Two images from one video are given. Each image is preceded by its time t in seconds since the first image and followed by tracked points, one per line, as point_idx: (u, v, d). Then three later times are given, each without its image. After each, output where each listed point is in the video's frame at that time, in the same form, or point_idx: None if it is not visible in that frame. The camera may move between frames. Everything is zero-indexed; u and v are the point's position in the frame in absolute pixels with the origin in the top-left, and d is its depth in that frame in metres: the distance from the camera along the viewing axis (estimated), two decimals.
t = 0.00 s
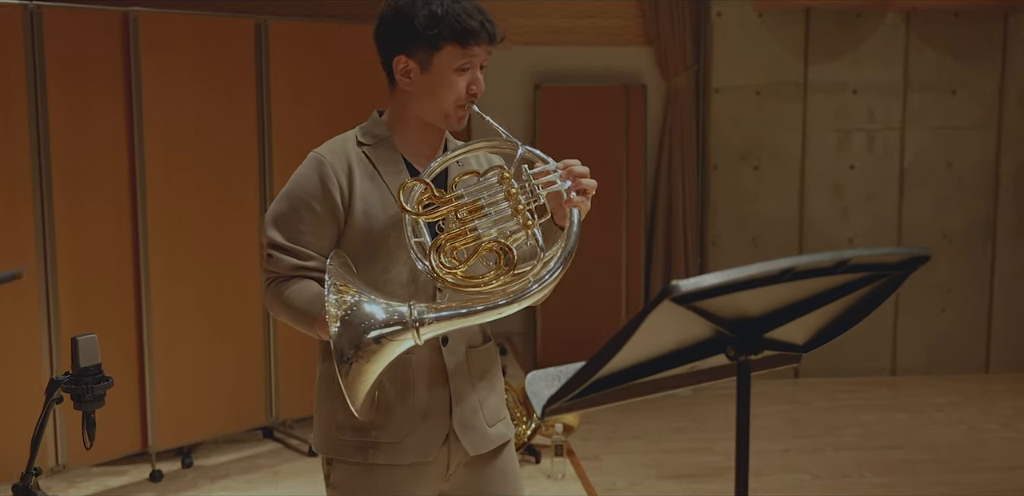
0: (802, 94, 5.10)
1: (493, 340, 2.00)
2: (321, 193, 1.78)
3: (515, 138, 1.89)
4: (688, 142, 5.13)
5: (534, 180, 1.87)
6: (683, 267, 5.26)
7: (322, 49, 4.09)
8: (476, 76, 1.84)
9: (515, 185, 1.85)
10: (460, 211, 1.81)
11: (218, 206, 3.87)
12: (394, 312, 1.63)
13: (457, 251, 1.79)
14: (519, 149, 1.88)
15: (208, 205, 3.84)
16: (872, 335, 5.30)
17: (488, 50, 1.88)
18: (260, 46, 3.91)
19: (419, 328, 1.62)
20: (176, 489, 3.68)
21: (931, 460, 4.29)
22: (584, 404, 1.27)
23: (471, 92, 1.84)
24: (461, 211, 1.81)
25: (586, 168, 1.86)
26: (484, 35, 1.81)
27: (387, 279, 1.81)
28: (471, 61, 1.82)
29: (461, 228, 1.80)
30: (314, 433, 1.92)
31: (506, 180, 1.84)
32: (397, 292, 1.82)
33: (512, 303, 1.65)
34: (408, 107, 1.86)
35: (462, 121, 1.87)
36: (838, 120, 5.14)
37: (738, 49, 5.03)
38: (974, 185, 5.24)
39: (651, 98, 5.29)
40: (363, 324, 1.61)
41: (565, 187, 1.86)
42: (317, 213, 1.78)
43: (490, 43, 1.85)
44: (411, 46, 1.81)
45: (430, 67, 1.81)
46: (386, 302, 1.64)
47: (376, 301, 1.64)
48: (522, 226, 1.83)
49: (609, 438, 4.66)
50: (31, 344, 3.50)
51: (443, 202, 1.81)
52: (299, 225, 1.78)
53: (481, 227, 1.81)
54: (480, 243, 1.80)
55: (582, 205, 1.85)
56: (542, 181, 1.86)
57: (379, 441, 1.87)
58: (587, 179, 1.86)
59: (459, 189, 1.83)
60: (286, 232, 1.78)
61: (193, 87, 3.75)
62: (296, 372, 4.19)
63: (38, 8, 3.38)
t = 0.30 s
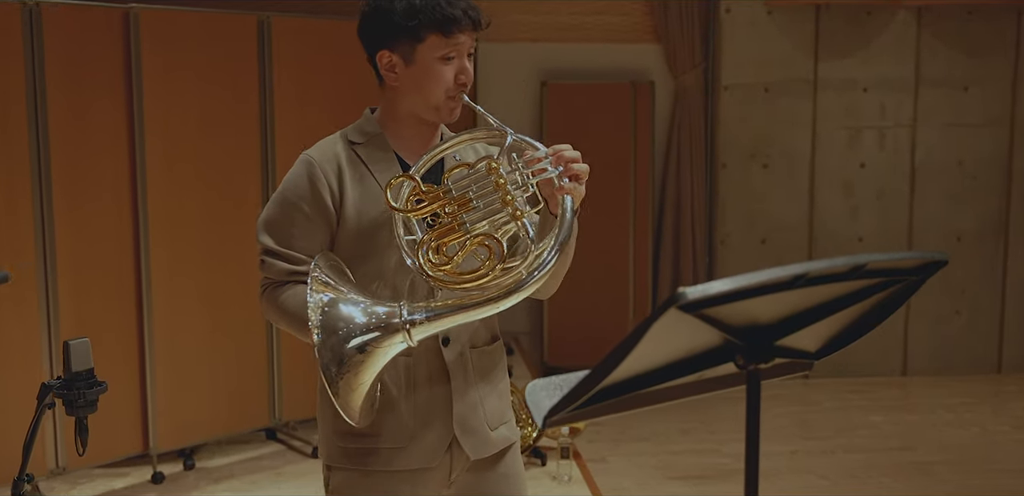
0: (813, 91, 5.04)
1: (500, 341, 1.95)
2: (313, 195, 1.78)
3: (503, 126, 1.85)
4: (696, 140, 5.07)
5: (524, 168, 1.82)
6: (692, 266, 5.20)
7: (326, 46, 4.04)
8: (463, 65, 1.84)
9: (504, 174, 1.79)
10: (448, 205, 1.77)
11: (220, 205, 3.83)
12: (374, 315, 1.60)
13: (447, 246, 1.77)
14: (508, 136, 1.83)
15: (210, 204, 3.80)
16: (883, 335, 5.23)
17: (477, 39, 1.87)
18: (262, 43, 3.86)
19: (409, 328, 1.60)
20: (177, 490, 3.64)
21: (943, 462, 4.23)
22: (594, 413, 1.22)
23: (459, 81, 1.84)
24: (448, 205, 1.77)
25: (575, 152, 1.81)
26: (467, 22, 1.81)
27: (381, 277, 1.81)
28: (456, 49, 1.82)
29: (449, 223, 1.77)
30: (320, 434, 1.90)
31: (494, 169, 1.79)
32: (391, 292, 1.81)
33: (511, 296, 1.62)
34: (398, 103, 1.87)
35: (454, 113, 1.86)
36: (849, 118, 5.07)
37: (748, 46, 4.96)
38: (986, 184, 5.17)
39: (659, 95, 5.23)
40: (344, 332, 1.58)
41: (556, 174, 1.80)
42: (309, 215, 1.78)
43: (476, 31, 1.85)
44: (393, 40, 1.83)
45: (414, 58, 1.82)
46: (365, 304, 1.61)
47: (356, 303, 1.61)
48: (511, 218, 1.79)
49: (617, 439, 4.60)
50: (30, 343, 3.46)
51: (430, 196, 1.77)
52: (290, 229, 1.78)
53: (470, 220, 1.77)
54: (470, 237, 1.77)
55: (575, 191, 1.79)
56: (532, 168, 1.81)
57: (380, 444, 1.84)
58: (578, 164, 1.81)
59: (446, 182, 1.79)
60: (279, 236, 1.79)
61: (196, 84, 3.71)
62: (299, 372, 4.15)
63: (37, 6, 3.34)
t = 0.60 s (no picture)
0: (824, 92, 4.99)
1: (505, 345, 1.92)
2: (307, 204, 1.78)
3: (493, 124, 1.80)
4: (705, 141, 5.03)
5: (515, 167, 1.77)
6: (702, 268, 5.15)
7: (331, 48, 4.01)
8: (455, 63, 1.81)
9: (493, 173, 1.75)
10: (437, 208, 1.74)
11: (225, 207, 3.80)
12: (352, 325, 1.59)
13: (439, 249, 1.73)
14: (498, 134, 1.79)
15: (214, 205, 3.77)
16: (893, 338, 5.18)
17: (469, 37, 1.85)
18: (268, 45, 3.84)
19: (400, 337, 1.59)
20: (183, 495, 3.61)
21: (956, 468, 4.17)
22: (604, 428, 1.17)
23: (451, 80, 1.81)
24: (438, 208, 1.74)
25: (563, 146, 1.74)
26: (455, 18, 1.80)
27: (378, 283, 1.80)
28: (446, 47, 1.80)
29: (439, 226, 1.73)
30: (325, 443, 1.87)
31: (482, 169, 1.75)
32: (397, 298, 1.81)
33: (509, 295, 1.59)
34: (392, 107, 1.85)
35: (450, 113, 1.84)
36: (860, 118, 5.02)
37: (758, 46, 4.91)
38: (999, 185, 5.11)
39: (669, 96, 5.20)
40: (324, 347, 1.57)
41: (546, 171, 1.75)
42: (304, 224, 1.78)
43: (467, 27, 1.83)
44: (381, 43, 1.82)
45: (404, 59, 1.81)
46: (342, 313, 1.60)
47: (333, 307, 1.60)
48: (499, 218, 1.73)
49: (626, 443, 4.56)
50: (35, 347, 3.44)
51: (420, 200, 1.75)
52: (287, 238, 1.78)
53: (459, 222, 1.72)
54: (460, 239, 1.73)
55: (566, 188, 1.72)
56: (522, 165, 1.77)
57: (383, 454, 1.81)
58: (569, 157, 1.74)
59: (437, 185, 1.76)
60: (275, 246, 1.78)
61: (200, 87, 3.68)
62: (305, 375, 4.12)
63: (40, 6, 3.32)
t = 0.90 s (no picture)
0: (834, 94, 4.95)
1: (508, 352, 1.88)
2: (302, 210, 1.78)
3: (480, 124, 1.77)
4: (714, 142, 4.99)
5: (501, 166, 1.75)
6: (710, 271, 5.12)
7: (337, 50, 3.99)
8: (446, 63, 1.80)
9: (478, 174, 1.73)
10: (423, 211, 1.72)
11: (229, 211, 3.78)
12: (327, 331, 1.60)
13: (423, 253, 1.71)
14: (484, 134, 1.77)
15: (218, 208, 3.75)
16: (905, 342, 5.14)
17: (461, 36, 1.83)
18: (272, 47, 3.82)
19: (384, 345, 1.59)
20: None
21: (968, 473, 4.12)
22: (606, 441, 1.15)
23: (444, 81, 1.79)
24: (424, 211, 1.72)
25: (546, 146, 1.68)
26: (443, 18, 1.78)
27: (374, 287, 1.79)
28: (436, 48, 1.79)
29: (423, 229, 1.71)
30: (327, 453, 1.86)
31: (467, 171, 1.73)
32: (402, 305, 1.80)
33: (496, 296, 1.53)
34: (386, 111, 1.84)
35: (444, 115, 1.82)
36: (871, 120, 4.98)
37: (767, 48, 4.87)
38: (1012, 187, 5.06)
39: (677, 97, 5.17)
40: (300, 361, 1.59)
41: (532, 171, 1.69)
42: (299, 230, 1.78)
43: (458, 26, 1.81)
44: (371, 46, 1.82)
45: (394, 62, 1.80)
46: (318, 317, 1.61)
47: (309, 311, 1.61)
48: (482, 220, 1.71)
49: (634, 447, 4.52)
50: (39, 350, 3.42)
51: (407, 202, 1.73)
52: (282, 245, 1.78)
53: (444, 225, 1.71)
54: (444, 242, 1.70)
55: (552, 187, 1.67)
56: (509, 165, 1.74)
57: (380, 463, 1.78)
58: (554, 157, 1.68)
59: (426, 188, 1.74)
60: (271, 253, 1.78)
61: (205, 89, 3.67)
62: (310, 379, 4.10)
63: (44, 9, 3.31)
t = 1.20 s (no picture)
0: (846, 95, 4.89)
1: (507, 358, 1.85)
2: (292, 213, 1.84)
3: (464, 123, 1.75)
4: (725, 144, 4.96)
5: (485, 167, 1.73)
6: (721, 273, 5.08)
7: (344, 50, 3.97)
8: (437, 62, 1.78)
9: (459, 175, 1.71)
10: (404, 213, 1.72)
11: (234, 213, 3.77)
12: (295, 331, 1.63)
13: (405, 254, 1.71)
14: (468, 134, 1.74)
15: (223, 210, 3.74)
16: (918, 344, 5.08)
17: (454, 33, 1.81)
18: (278, 48, 3.81)
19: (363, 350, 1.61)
20: None
21: (980, 478, 4.06)
22: (598, 452, 1.12)
23: (434, 80, 1.78)
24: (405, 212, 1.72)
25: (524, 143, 1.65)
26: (430, 17, 1.76)
27: (365, 288, 1.81)
28: (424, 47, 1.77)
29: (403, 231, 1.72)
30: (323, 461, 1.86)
31: (449, 171, 1.71)
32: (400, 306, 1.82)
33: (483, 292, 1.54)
34: (381, 111, 1.85)
35: (437, 114, 1.80)
36: (883, 120, 4.92)
37: (779, 49, 4.83)
38: None
39: (688, 98, 5.14)
40: (270, 372, 1.61)
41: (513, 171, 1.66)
42: (290, 233, 1.83)
43: (448, 24, 1.79)
44: (362, 47, 1.82)
45: (383, 63, 1.79)
46: (289, 317, 1.64)
47: (276, 305, 1.64)
48: (461, 220, 1.70)
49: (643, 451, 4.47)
50: (43, 351, 3.41)
51: (390, 204, 1.73)
52: (275, 247, 1.83)
53: (424, 226, 1.71)
54: (424, 244, 1.71)
55: (531, 187, 1.65)
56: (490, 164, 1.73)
57: (373, 468, 1.78)
58: (533, 154, 1.65)
59: (408, 189, 1.74)
60: (266, 255, 1.83)
61: (209, 90, 3.65)
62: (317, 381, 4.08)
63: (48, 11, 3.30)
